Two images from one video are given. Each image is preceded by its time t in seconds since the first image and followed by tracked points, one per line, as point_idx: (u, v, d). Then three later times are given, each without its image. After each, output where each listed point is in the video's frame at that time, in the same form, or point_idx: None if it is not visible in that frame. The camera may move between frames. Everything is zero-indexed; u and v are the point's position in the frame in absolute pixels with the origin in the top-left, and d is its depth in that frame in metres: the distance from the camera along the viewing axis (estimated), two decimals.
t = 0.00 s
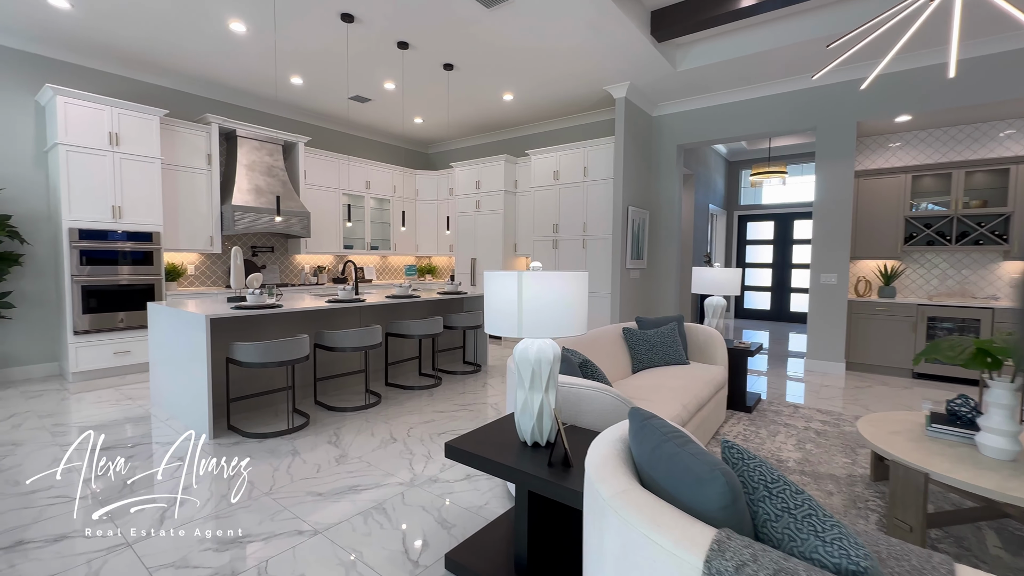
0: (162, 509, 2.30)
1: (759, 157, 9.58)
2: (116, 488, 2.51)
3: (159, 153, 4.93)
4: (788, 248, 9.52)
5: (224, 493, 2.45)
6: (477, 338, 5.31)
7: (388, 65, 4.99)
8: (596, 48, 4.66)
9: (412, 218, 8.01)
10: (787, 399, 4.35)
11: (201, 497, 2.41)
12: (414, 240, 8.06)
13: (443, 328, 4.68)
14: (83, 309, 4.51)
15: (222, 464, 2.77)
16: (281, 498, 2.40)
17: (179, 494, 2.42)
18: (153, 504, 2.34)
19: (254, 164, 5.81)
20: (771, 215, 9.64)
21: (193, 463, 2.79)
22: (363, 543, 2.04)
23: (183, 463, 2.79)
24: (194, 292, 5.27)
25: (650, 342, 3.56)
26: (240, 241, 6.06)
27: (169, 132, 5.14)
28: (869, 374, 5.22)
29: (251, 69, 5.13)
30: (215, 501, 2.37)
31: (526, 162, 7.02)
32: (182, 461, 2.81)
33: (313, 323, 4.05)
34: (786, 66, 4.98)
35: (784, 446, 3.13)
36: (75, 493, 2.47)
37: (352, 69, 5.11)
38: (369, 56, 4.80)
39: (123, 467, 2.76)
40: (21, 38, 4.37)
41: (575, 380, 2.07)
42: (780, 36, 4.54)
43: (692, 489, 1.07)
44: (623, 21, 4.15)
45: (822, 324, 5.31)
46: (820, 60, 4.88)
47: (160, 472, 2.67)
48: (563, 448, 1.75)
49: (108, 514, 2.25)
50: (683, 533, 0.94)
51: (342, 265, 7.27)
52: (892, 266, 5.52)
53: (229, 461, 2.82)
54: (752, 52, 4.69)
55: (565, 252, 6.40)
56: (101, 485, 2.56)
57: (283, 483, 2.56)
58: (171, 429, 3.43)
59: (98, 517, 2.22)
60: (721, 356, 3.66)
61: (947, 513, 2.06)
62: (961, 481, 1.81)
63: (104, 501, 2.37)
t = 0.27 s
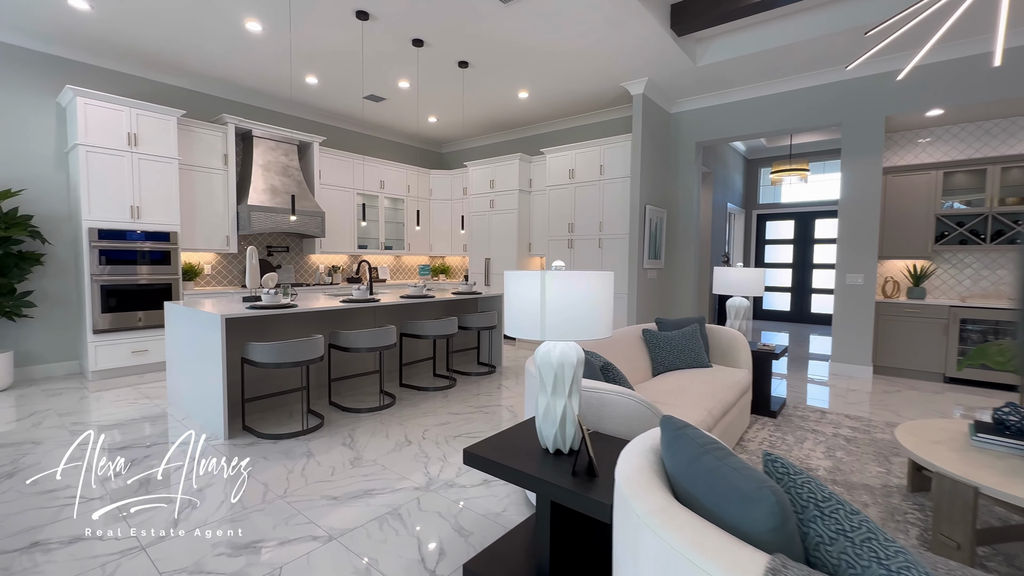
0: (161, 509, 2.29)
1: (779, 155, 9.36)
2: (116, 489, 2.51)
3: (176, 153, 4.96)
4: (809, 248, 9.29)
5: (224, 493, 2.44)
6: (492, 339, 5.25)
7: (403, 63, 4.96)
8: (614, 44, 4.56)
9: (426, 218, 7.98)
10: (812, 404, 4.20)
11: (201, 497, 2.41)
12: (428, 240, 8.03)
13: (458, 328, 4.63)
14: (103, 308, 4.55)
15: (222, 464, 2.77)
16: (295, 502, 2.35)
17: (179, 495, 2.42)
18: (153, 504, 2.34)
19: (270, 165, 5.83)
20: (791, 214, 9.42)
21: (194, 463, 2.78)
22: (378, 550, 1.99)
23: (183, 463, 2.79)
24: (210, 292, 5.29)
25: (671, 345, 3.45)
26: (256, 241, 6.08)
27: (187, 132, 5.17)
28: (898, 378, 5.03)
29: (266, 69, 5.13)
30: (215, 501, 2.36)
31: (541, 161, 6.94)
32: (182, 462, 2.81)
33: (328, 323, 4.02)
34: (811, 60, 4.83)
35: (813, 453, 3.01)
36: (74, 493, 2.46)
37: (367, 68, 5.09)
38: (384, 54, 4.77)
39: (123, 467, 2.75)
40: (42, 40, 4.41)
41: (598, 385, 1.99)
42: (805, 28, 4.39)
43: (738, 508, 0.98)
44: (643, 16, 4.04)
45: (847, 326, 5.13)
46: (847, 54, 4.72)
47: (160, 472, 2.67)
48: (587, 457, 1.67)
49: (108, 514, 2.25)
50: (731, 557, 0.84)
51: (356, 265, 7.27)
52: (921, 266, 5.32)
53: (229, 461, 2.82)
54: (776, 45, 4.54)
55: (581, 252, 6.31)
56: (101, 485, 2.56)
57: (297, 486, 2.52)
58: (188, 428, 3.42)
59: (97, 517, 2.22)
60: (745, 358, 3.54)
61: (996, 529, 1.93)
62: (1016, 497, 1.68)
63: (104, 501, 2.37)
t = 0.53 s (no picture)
0: (162, 509, 2.30)
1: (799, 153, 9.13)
2: (116, 489, 2.51)
3: (192, 154, 4.96)
4: (830, 248, 9.05)
5: (224, 493, 2.45)
6: (507, 340, 5.16)
7: (417, 61, 4.90)
8: (633, 39, 4.45)
9: (439, 218, 7.92)
10: (841, 411, 4.03)
11: (201, 497, 2.41)
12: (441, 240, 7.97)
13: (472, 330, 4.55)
14: (120, 308, 4.56)
15: (222, 464, 2.78)
16: (309, 510, 2.29)
17: (179, 494, 2.43)
18: (154, 504, 2.34)
19: (284, 165, 5.81)
20: (811, 213, 9.19)
21: (194, 463, 2.79)
22: (395, 563, 1.91)
23: (183, 463, 2.80)
24: (225, 292, 5.29)
25: (694, 349, 3.33)
26: (270, 241, 6.08)
27: (202, 133, 5.17)
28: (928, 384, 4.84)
29: (280, 68, 5.11)
30: (214, 501, 2.37)
31: (556, 160, 6.83)
32: (181, 461, 2.82)
33: (342, 324, 3.97)
34: (838, 53, 4.67)
35: (846, 464, 2.87)
36: (74, 493, 2.46)
37: (382, 67, 5.05)
38: (398, 52, 4.71)
39: (122, 468, 2.75)
40: (59, 41, 4.43)
41: (625, 392, 1.90)
42: (833, 20, 4.23)
43: (805, 542, 0.88)
44: (665, 9, 3.93)
45: (875, 329, 4.95)
46: (876, 46, 4.54)
47: (161, 472, 2.67)
48: (616, 471, 1.58)
49: (107, 514, 2.25)
50: None
51: (369, 266, 7.23)
52: (953, 267, 5.11)
53: (229, 461, 2.82)
54: (802, 38, 4.39)
55: (597, 252, 6.19)
56: (101, 485, 2.56)
57: (312, 493, 2.46)
58: (204, 430, 3.39)
59: (97, 517, 2.22)
60: (771, 363, 3.40)
61: None
62: None
63: (104, 501, 2.37)
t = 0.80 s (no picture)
0: (162, 508, 2.31)
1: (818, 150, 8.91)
2: (116, 488, 2.52)
3: (205, 154, 4.95)
4: (851, 248, 8.83)
5: (224, 493, 2.46)
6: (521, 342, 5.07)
7: (431, 59, 4.83)
8: (652, 33, 4.34)
9: (451, 218, 7.86)
10: (869, 417, 3.88)
11: (201, 497, 2.43)
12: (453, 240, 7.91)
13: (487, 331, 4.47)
14: (135, 308, 4.57)
15: (222, 464, 2.79)
16: (323, 518, 2.22)
17: (179, 494, 2.44)
18: (154, 504, 2.36)
19: (297, 164, 5.79)
20: (831, 212, 8.97)
21: (194, 463, 2.80)
22: None
23: (183, 463, 2.81)
24: (238, 292, 5.27)
25: (718, 352, 3.21)
26: (283, 241, 6.06)
27: (216, 133, 5.16)
28: (960, 389, 4.65)
29: (293, 67, 5.07)
30: (214, 501, 2.38)
31: (570, 159, 6.72)
32: (182, 462, 2.83)
33: (356, 326, 3.91)
34: (865, 46, 4.50)
35: (881, 474, 2.73)
36: (75, 493, 2.47)
37: (395, 65, 4.99)
38: (412, 50, 4.65)
39: (123, 467, 2.76)
40: (74, 41, 4.42)
41: (653, 400, 1.82)
42: (861, 11, 4.08)
43: None
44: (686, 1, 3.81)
45: (903, 332, 4.77)
46: (906, 38, 4.37)
47: (161, 472, 2.68)
48: (648, 484, 1.49)
49: (108, 513, 2.26)
50: None
51: (381, 266, 7.19)
52: (986, 267, 4.92)
53: (229, 461, 2.84)
54: (828, 31, 4.24)
55: (612, 252, 6.08)
56: (102, 484, 2.57)
57: (324, 499, 2.40)
58: (216, 431, 3.35)
59: (97, 517, 2.23)
60: (798, 368, 3.27)
61: None
62: None
63: (104, 501, 2.38)
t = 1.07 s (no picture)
0: (162, 509, 2.31)
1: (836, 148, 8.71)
2: (116, 488, 2.52)
3: (217, 154, 4.94)
4: (871, 248, 8.61)
5: (224, 493, 2.45)
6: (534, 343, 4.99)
7: (443, 55, 4.77)
8: (669, 26, 4.23)
9: (462, 217, 7.80)
10: (897, 422, 3.74)
11: (201, 497, 2.42)
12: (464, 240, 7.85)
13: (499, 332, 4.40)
14: (148, 308, 4.56)
15: (222, 464, 2.78)
16: (334, 524, 2.16)
17: (179, 495, 2.43)
18: (153, 504, 2.35)
19: (309, 164, 5.77)
20: (850, 211, 8.75)
21: (194, 463, 2.80)
22: None
23: (182, 463, 2.81)
24: (249, 292, 5.26)
25: (740, 355, 3.10)
26: (295, 241, 6.04)
27: (228, 132, 5.15)
28: (990, 393, 4.47)
29: (304, 66, 5.04)
30: (214, 501, 2.37)
31: (583, 157, 6.62)
32: (181, 462, 2.83)
33: (367, 326, 3.86)
34: (891, 38, 4.35)
35: (914, 484, 2.60)
36: (76, 493, 2.47)
37: (406, 62, 4.93)
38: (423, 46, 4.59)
39: (123, 468, 2.76)
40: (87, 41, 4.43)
41: (680, 405, 1.73)
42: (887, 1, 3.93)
43: None
44: None
45: (930, 334, 4.60)
46: (935, 29, 4.21)
47: (161, 472, 2.68)
48: (678, 498, 1.40)
49: (108, 513, 2.26)
50: None
51: (392, 266, 7.14)
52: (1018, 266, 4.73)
53: (229, 461, 2.83)
54: (852, 23, 4.10)
55: (626, 251, 5.97)
56: (102, 485, 2.56)
57: (335, 504, 2.34)
58: (227, 433, 3.31)
59: (97, 517, 2.22)
60: (824, 371, 3.14)
61: None
62: None
63: (104, 501, 2.38)
